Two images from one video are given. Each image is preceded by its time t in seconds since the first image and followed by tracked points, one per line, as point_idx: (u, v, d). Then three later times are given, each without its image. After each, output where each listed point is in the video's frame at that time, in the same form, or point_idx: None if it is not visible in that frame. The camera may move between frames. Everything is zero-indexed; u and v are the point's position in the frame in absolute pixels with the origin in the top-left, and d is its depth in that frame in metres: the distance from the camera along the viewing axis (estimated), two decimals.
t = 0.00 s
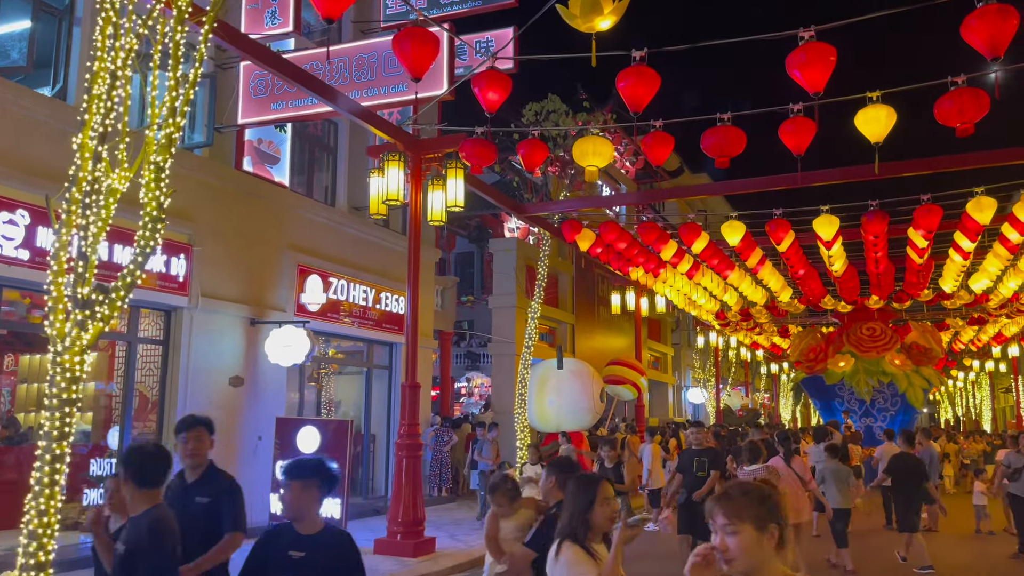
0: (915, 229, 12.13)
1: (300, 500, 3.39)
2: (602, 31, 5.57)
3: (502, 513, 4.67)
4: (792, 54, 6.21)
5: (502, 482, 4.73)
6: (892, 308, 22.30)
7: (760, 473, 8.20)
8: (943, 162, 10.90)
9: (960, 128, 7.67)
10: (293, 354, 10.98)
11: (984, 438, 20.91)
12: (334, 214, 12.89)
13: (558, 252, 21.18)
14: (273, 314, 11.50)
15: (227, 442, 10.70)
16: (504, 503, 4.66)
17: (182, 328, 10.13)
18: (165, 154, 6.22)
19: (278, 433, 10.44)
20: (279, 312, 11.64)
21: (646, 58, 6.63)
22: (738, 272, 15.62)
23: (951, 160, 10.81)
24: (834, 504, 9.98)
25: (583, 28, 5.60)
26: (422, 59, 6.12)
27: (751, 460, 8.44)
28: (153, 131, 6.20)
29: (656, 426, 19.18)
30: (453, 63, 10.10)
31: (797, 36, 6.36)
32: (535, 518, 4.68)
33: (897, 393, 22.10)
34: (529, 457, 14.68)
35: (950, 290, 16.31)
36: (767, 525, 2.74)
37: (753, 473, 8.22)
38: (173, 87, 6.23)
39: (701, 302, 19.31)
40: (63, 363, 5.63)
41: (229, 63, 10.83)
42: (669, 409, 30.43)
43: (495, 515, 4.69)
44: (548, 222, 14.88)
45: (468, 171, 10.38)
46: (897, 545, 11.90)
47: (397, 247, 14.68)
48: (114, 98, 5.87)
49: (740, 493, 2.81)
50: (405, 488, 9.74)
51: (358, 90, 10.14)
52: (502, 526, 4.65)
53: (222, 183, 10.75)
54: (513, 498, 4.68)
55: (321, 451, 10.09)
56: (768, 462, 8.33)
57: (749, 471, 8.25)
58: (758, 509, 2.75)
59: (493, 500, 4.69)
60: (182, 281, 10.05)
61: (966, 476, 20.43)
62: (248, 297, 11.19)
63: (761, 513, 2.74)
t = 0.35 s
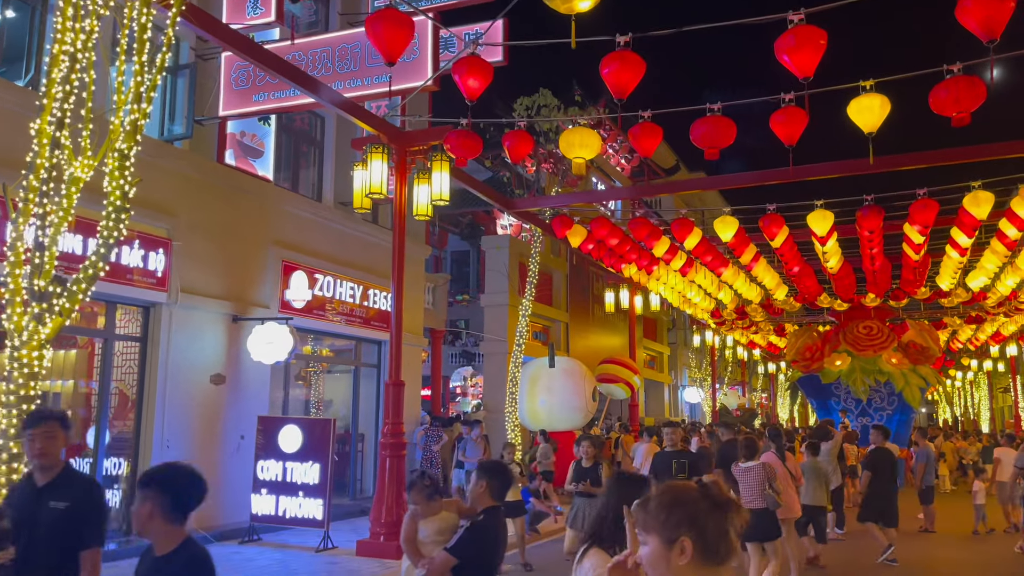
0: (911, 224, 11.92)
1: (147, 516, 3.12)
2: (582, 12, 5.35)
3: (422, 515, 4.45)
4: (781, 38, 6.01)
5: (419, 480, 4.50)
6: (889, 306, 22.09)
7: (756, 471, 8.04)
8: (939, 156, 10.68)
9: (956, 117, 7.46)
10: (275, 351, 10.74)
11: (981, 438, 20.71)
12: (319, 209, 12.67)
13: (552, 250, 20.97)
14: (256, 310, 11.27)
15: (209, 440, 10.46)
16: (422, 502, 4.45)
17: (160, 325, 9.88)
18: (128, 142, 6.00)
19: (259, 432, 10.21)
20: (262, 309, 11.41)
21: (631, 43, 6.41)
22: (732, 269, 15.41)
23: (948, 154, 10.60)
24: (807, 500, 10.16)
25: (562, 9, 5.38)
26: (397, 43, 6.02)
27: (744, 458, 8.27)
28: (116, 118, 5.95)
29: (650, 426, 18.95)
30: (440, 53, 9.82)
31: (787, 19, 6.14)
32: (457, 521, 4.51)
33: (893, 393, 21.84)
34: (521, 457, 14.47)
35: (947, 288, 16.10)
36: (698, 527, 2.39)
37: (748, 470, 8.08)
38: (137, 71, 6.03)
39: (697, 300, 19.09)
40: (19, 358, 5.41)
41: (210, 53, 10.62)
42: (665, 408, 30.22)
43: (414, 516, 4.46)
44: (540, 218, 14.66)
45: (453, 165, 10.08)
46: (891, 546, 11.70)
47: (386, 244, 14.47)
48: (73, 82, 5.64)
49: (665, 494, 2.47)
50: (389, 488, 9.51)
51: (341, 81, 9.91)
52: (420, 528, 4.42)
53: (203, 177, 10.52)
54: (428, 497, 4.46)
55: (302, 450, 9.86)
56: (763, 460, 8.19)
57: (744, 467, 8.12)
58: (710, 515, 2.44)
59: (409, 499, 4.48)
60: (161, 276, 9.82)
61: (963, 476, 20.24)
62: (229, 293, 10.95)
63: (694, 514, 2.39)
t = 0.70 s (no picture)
0: (910, 221, 11.64)
1: None
2: None
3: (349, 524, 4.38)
4: (773, 21, 5.77)
5: (344, 486, 4.50)
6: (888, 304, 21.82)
7: (763, 476, 7.80)
8: (939, 149, 10.41)
9: (956, 107, 7.20)
10: (258, 350, 10.46)
11: (981, 438, 20.47)
12: (305, 205, 12.39)
13: (546, 248, 20.69)
14: (239, 308, 10.99)
15: (189, 442, 10.17)
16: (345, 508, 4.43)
17: (138, 323, 9.60)
18: (88, 131, 5.73)
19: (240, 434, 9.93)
20: (246, 307, 11.13)
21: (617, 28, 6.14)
22: (727, 267, 15.16)
23: (948, 147, 10.33)
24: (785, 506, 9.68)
25: None
26: (370, 26, 5.93)
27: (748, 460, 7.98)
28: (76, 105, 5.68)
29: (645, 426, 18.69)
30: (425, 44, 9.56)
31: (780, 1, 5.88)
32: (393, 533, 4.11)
33: (893, 393, 21.53)
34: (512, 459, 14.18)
35: (947, 286, 15.84)
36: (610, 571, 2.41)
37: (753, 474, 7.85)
38: (99, 57, 5.78)
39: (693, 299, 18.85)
40: None
41: (191, 44, 10.36)
42: (662, 408, 29.96)
43: (335, 525, 4.29)
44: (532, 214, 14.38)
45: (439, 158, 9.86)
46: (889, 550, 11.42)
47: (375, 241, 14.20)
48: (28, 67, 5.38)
49: (593, 530, 2.44)
50: (372, 491, 9.23)
51: (323, 72, 9.63)
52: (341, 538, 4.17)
53: (184, 171, 10.24)
54: (353, 504, 4.45)
55: (284, 452, 9.58)
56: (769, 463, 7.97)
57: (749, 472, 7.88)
58: (626, 548, 2.42)
59: (331, 507, 4.42)
60: (138, 273, 9.54)
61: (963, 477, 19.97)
62: (211, 291, 10.66)
63: (603, 548, 2.42)
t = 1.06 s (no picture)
0: (906, 215, 11.40)
1: None
2: None
3: (246, 523, 4.33)
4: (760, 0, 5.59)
5: (246, 484, 4.42)
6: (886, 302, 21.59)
7: (766, 470, 7.70)
8: (936, 140, 10.17)
9: (953, 93, 6.96)
10: (239, 346, 10.23)
11: (981, 437, 20.22)
12: (291, 199, 12.16)
13: (540, 244, 20.44)
14: (220, 304, 10.76)
15: (168, 441, 9.94)
16: (246, 507, 4.36)
17: (115, 318, 9.37)
18: (47, 114, 5.57)
19: (220, 432, 9.69)
20: (228, 302, 10.90)
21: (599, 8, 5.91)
22: (722, 263, 14.92)
23: (946, 139, 10.09)
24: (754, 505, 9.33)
25: None
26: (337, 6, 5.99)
27: (749, 455, 7.84)
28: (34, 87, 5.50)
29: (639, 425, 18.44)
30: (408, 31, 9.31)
31: None
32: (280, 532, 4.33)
33: (891, 392, 21.30)
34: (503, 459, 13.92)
35: (945, 283, 15.61)
36: None
37: (755, 469, 7.73)
38: (58, 37, 5.58)
39: (688, 296, 18.61)
40: None
41: (170, 33, 10.14)
42: (659, 407, 29.76)
43: (237, 525, 4.35)
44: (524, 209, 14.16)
45: (423, 150, 9.62)
46: (885, 550, 11.18)
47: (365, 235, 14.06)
48: None
49: (420, 547, 2.14)
50: (354, 491, 8.98)
51: (305, 61, 9.37)
52: (238, 539, 4.26)
53: (162, 163, 10.01)
54: (255, 502, 4.37)
55: (264, 450, 9.34)
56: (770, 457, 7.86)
57: (750, 467, 7.76)
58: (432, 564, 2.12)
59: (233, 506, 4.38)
60: (114, 267, 9.31)
61: (962, 476, 19.71)
62: (191, 285, 10.44)
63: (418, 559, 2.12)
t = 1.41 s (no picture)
0: (905, 211, 11.21)
1: None
2: None
3: (166, 531, 3.88)
4: None
5: (162, 488, 3.93)
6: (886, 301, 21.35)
7: (758, 475, 7.51)
8: (938, 134, 9.94)
9: (953, 82, 6.73)
10: (224, 345, 10.01)
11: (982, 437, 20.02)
12: (279, 195, 11.94)
13: (536, 242, 20.22)
14: (205, 302, 10.55)
15: (150, 442, 9.72)
16: (163, 515, 3.89)
17: (94, 316, 9.15)
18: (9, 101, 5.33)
19: (203, 433, 9.48)
20: (213, 300, 10.69)
21: None
22: (719, 261, 14.69)
23: (947, 133, 9.84)
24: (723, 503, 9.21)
25: None
26: None
27: (738, 458, 7.60)
28: None
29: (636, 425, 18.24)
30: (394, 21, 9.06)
31: None
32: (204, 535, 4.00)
33: (891, 391, 21.08)
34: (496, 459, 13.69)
35: (945, 281, 15.39)
36: None
37: (746, 473, 7.52)
38: (20, 23, 5.35)
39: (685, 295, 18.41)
40: None
41: (153, 25, 9.92)
42: (658, 407, 29.52)
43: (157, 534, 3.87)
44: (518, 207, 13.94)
45: (410, 144, 9.40)
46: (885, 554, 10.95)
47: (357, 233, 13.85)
48: None
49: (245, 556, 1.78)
50: (339, 494, 8.73)
51: (289, 53, 9.14)
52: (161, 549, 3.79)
53: (144, 158, 9.79)
54: (171, 508, 3.90)
55: (248, 452, 9.13)
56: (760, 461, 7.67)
57: (740, 472, 7.55)
58: None
59: (149, 513, 3.90)
60: (94, 264, 9.09)
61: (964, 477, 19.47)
62: (175, 283, 10.22)
63: None
